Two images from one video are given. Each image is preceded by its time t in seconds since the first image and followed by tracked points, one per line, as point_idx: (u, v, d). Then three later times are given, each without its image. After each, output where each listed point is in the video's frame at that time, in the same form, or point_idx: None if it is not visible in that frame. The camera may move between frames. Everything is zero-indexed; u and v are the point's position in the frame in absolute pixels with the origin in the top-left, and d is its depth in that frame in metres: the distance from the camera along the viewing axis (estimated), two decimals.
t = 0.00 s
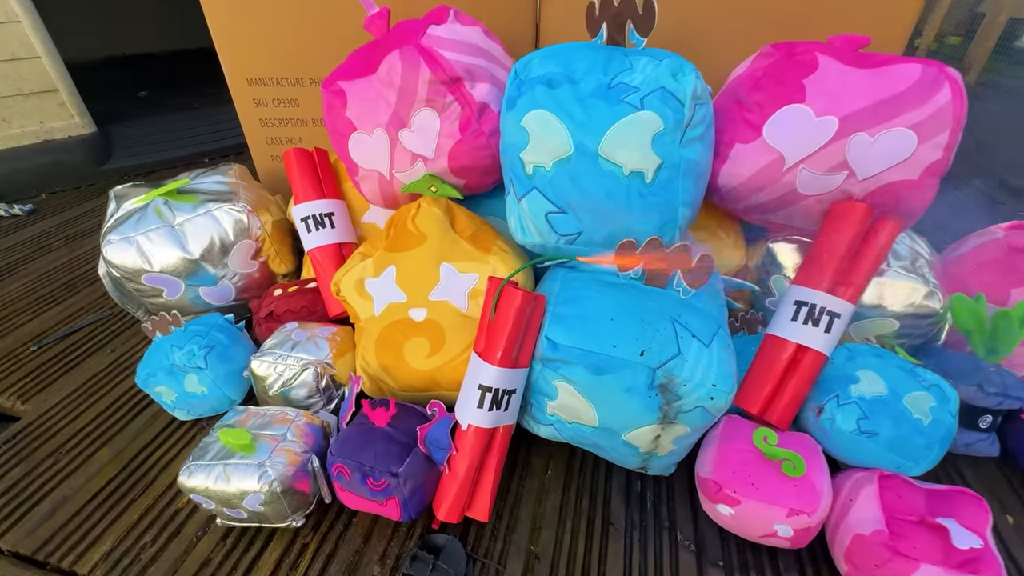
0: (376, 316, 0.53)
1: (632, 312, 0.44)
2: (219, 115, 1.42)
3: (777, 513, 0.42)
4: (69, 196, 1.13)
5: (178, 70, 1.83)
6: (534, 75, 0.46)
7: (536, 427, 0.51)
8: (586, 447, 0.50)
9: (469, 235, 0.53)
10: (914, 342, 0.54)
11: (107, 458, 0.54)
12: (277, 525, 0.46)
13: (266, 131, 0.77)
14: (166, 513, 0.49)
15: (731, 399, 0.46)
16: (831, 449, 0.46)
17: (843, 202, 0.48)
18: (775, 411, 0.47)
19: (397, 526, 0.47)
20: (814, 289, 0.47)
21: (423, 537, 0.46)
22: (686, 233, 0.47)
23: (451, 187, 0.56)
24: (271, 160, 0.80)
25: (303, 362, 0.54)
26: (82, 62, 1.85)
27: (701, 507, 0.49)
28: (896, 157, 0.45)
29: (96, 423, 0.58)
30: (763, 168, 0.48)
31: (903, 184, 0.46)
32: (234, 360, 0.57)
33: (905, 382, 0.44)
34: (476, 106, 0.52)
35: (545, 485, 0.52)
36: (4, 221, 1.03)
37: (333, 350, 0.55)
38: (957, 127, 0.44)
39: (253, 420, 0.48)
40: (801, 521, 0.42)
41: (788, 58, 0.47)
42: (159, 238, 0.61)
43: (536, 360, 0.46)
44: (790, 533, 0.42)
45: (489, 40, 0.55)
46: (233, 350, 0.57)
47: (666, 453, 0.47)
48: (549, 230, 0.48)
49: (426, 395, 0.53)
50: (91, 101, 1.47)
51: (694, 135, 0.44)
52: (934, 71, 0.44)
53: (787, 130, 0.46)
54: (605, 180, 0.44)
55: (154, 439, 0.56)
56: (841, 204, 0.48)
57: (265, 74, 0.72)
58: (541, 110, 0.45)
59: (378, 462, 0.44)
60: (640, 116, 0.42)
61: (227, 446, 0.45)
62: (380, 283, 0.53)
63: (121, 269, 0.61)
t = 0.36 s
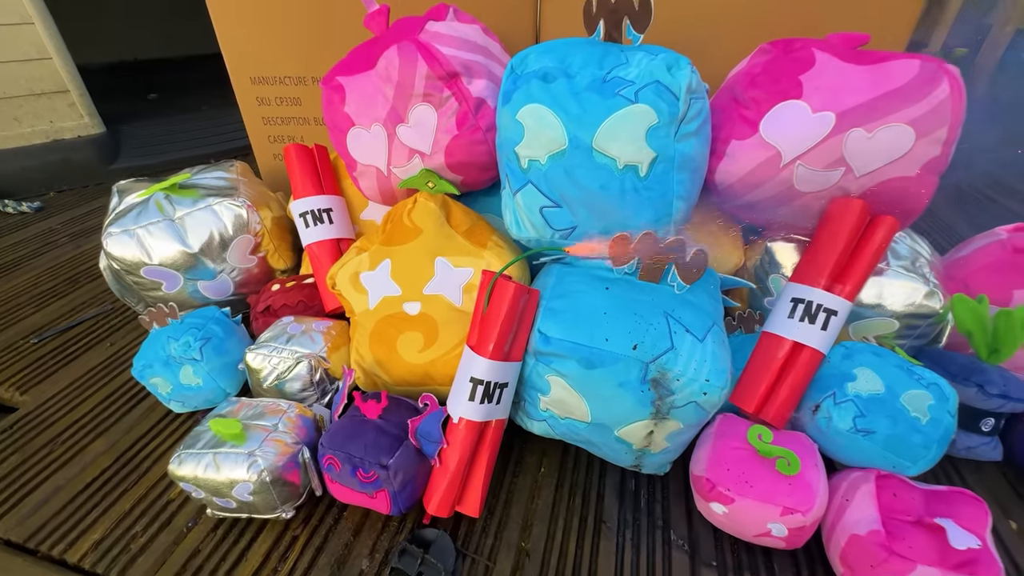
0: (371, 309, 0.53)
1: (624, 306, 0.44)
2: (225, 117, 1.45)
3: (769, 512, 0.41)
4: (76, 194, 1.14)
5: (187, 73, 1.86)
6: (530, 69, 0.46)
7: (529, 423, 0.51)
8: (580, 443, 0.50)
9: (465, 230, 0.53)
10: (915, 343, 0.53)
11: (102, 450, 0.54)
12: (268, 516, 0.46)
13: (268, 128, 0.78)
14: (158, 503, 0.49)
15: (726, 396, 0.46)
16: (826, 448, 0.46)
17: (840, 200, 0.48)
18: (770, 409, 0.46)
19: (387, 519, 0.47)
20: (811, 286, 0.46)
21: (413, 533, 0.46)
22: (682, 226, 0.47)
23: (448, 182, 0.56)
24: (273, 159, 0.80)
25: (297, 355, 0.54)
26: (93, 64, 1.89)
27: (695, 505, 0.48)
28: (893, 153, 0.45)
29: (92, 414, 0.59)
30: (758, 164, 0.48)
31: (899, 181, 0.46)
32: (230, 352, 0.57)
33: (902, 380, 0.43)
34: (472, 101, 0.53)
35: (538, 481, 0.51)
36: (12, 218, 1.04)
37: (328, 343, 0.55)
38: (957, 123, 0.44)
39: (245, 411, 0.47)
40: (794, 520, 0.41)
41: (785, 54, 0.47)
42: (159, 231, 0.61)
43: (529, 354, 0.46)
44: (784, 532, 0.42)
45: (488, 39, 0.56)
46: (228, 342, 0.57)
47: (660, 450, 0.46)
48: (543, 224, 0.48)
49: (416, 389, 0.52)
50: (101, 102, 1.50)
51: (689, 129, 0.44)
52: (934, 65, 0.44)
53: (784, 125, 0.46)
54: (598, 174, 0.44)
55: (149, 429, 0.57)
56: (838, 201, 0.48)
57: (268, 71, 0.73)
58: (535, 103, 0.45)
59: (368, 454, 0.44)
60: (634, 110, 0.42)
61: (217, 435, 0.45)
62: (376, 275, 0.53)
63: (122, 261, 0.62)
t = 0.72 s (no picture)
0: (419, 303, 0.78)
1: (587, 297, 0.69)
2: (276, 158, 1.75)
3: (678, 427, 0.65)
4: (162, 222, 1.41)
5: (235, 117, 2.17)
6: (528, 147, 0.72)
7: (526, 379, 0.75)
8: (561, 392, 0.74)
9: (484, 250, 0.79)
10: (793, 328, 0.78)
11: (232, 400, 0.79)
12: (354, 435, 0.71)
13: (334, 175, 1.05)
14: (279, 429, 0.73)
15: (655, 357, 0.70)
16: (720, 391, 0.70)
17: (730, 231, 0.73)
18: (684, 366, 0.70)
19: (432, 439, 0.71)
20: (710, 286, 0.71)
21: (450, 445, 0.70)
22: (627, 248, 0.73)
23: (472, 218, 0.82)
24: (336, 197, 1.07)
25: (369, 334, 0.79)
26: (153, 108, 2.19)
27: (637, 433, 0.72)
28: (757, 203, 0.71)
29: (220, 377, 0.83)
30: (676, 208, 0.74)
31: (764, 220, 0.72)
32: (320, 333, 0.82)
33: (764, 345, 0.68)
34: (491, 165, 0.79)
35: (532, 420, 0.75)
36: (118, 240, 1.30)
37: (388, 327, 0.80)
38: (796, 185, 0.71)
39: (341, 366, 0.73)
40: (694, 432, 0.65)
41: (692, 138, 0.74)
42: (268, 249, 0.87)
43: (527, 329, 0.71)
44: (688, 441, 0.65)
45: (501, 123, 0.83)
46: (318, 326, 0.82)
47: (613, 393, 0.70)
48: (538, 246, 0.74)
49: (450, 356, 0.77)
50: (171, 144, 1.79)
51: (628, 187, 0.70)
52: (780, 150, 0.70)
53: (691, 184, 0.72)
54: (571, 214, 0.70)
55: (262, 387, 0.81)
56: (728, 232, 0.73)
57: (338, 135, 1.00)
58: (532, 170, 0.71)
59: (423, 391, 0.69)
60: (593, 176, 0.69)
61: (326, 378, 0.70)
62: (424, 280, 0.78)
63: (241, 270, 0.87)
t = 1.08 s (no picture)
0: (445, 295, 1.07)
1: (565, 287, 0.98)
2: (316, 190, 2.09)
3: (628, 377, 0.93)
4: (228, 242, 1.73)
5: (275, 155, 2.54)
6: (524, 186, 1.04)
7: (522, 350, 1.04)
8: (547, 359, 1.02)
9: (492, 257, 1.09)
10: (717, 314, 1.08)
11: (306, 366, 1.08)
12: (399, 385, 1.00)
13: (377, 204, 1.37)
14: (344, 383, 1.03)
15: (614, 331, 0.99)
16: (660, 355, 0.98)
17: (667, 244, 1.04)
18: (635, 338, 0.99)
19: (455, 389, 1.00)
20: (654, 282, 1.01)
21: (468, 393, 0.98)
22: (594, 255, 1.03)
23: (484, 235, 1.12)
24: (377, 221, 1.39)
25: (408, 317, 1.09)
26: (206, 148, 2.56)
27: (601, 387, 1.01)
28: (684, 225, 1.02)
29: (295, 351, 1.13)
30: (629, 227, 1.04)
31: (690, 236, 1.03)
32: (371, 318, 1.12)
33: (689, 322, 0.98)
34: (498, 197, 1.10)
35: (526, 379, 1.04)
36: (195, 256, 1.61)
37: (422, 314, 1.10)
38: (709, 212, 1.03)
39: (390, 337, 1.03)
40: (639, 380, 0.93)
41: (639, 179, 1.05)
42: (332, 258, 1.18)
43: (523, 312, 1.00)
44: (635, 386, 0.93)
45: (505, 168, 1.15)
46: (370, 313, 1.12)
47: (584, 357, 0.99)
48: (531, 254, 1.04)
49: (467, 334, 1.05)
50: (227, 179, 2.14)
51: (593, 213, 1.01)
52: (698, 188, 1.02)
53: (639, 210, 1.03)
54: (554, 231, 1.00)
55: (327, 357, 1.11)
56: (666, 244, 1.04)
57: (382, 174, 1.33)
58: (527, 201, 1.02)
59: (450, 353, 0.98)
60: (568, 205, 0.99)
61: (381, 343, 1.00)
62: (449, 279, 1.07)
63: (312, 273, 1.18)
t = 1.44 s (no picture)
0: (450, 288, 1.31)
1: (546, 279, 1.22)
2: (337, 210, 2.37)
3: (595, 349, 1.16)
4: (262, 253, 2.00)
5: (299, 180, 2.84)
6: (513, 200, 1.30)
7: (512, 332, 1.28)
8: (532, 338, 1.26)
9: (488, 258, 1.34)
10: (674, 304, 1.32)
11: (335, 346, 1.32)
12: (412, 357, 1.24)
13: (393, 218, 1.63)
14: (368, 357, 1.27)
15: (585, 315, 1.23)
16: (623, 334, 1.21)
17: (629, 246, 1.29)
18: (602, 321, 1.23)
19: (457, 361, 1.24)
20: (618, 277, 1.25)
21: (468, 364, 1.22)
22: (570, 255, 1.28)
23: (481, 240, 1.38)
24: (392, 232, 1.65)
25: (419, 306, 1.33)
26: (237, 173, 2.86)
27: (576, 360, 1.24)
28: (642, 230, 1.27)
29: (326, 335, 1.37)
30: (599, 233, 1.29)
31: (647, 240, 1.28)
32: (389, 308, 1.36)
33: (645, 307, 1.21)
34: (493, 210, 1.36)
35: (515, 355, 1.28)
36: (235, 264, 1.88)
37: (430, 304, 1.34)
38: (662, 221, 1.28)
39: (405, 320, 1.27)
40: (604, 352, 1.16)
41: (607, 195, 1.31)
42: (357, 260, 1.43)
43: (513, 300, 1.24)
44: (601, 357, 1.16)
45: (499, 187, 1.41)
46: (388, 304, 1.37)
47: (561, 336, 1.22)
48: (519, 255, 1.29)
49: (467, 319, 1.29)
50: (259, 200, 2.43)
51: (568, 221, 1.26)
52: (652, 201, 1.27)
53: (606, 219, 1.28)
54: (538, 236, 1.25)
55: (353, 339, 1.35)
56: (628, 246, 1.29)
57: (398, 192, 1.60)
58: (516, 212, 1.28)
59: (453, 331, 1.22)
60: (548, 214, 1.25)
61: (399, 324, 1.24)
62: (453, 275, 1.32)
63: (340, 272, 1.43)
